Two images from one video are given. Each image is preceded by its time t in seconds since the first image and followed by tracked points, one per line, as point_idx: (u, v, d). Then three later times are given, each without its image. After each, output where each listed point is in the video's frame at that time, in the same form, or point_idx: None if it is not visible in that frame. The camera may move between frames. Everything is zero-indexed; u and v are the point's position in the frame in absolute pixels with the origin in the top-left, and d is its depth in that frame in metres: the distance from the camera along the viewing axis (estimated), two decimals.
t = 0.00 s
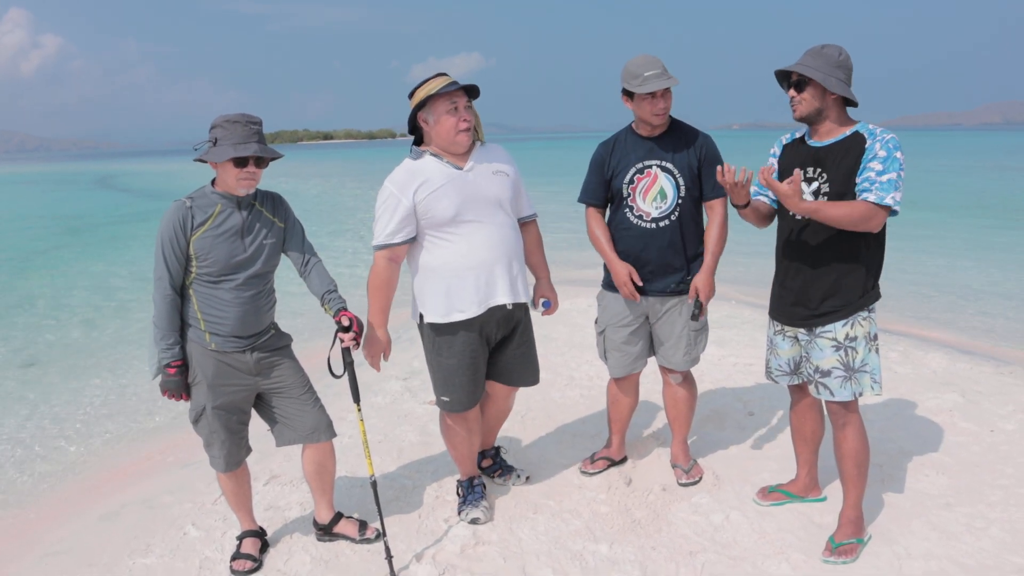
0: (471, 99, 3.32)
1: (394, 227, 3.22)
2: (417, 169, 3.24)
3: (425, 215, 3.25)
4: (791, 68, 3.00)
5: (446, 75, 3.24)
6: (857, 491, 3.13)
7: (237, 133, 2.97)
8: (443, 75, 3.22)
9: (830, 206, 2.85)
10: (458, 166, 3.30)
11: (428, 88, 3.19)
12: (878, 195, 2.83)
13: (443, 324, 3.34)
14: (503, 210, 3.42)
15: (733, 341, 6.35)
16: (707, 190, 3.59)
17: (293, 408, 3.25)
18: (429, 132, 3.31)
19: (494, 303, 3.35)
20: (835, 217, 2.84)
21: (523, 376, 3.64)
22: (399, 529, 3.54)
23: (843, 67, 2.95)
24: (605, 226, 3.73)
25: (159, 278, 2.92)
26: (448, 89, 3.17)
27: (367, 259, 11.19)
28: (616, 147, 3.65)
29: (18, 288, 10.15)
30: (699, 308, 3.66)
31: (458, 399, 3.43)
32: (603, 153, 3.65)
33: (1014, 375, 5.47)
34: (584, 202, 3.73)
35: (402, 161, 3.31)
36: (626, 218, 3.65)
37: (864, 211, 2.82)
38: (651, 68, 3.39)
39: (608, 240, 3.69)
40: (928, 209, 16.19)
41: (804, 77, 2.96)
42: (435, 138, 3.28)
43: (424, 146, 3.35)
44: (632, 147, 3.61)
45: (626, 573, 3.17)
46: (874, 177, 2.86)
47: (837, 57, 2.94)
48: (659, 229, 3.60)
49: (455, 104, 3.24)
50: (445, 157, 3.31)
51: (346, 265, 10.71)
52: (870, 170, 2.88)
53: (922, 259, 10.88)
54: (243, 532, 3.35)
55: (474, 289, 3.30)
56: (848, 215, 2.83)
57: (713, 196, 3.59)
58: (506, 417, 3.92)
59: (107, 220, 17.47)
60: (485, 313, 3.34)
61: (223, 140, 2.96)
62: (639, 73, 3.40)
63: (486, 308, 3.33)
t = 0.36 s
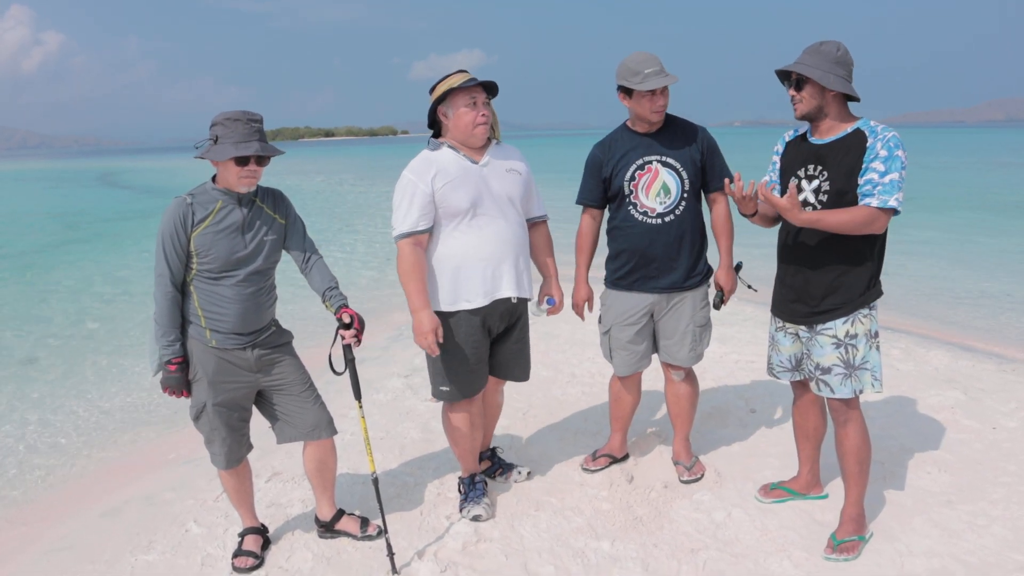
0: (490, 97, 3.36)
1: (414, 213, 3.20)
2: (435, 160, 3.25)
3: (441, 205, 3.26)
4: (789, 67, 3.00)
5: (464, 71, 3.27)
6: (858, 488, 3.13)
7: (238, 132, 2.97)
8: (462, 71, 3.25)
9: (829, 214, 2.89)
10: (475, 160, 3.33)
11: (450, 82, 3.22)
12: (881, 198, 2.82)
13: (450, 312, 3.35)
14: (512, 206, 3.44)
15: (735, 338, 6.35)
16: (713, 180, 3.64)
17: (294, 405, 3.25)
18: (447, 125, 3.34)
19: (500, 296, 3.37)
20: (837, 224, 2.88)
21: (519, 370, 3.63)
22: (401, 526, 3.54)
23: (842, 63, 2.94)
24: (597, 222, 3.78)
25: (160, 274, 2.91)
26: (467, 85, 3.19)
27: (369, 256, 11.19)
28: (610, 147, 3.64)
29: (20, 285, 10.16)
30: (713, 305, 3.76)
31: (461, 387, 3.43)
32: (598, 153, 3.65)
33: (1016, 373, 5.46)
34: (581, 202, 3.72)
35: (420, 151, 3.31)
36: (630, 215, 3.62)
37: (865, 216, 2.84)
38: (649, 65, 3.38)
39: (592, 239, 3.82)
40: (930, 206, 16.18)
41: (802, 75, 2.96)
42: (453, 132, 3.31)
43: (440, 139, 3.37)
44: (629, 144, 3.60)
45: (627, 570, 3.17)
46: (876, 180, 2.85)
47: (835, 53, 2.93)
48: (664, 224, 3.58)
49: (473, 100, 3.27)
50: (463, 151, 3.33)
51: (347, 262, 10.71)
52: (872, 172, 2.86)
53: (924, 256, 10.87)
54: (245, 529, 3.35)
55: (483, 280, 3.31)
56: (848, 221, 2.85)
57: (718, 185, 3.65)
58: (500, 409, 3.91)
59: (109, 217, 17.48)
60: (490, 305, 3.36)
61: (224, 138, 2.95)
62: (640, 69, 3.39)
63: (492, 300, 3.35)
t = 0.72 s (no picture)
0: (501, 99, 3.37)
1: (428, 209, 3.20)
2: (450, 158, 3.26)
3: (455, 202, 3.26)
4: (785, 68, 3.01)
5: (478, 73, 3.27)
6: (859, 487, 3.13)
7: (240, 134, 2.96)
8: (475, 73, 3.26)
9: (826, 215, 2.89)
10: (486, 160, 3.35)
11: (465, 83, 3.22)
12: (878, 199, 2.82)
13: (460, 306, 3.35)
14: (519, 205, 3.45)
15: (736, 338, 6.34)
16: (711, 179, 3.67)
17: (295, 404, 3.25)
18: (459, 125, 3.34)
19: (509, 292, 3.38)
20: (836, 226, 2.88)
21: (516, 364, 3.68)
22: (401, 525, 3.54)
23: (838, 62, 2.93)
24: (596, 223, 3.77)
25: (160, 274, 2.91)
26: (482, 87, 3.20)
27: (369, 256, 11.19)
28: (607, 146, 3.63)
29: (21, 285, 10.16)
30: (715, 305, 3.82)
31: (473, 382, 3.43)
32: (597, 154, 3.64)
33: (1017, 372, 5.46)
34: (581, 203, 3.73)
35: (431, 150, 3.32)
36: (632, 214, 3.62)
37: (861, 217, 2.84)
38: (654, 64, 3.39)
39: (592, 237, 3.80)
40: (930, 205, 16.18)
41: (798, 76, 2.97)
42: (465, 132, 3.32)
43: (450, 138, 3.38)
44: (629, 144, 3.59)
45: (628, 570, 3.17)
46: (874, 180, 2.84)
47: (830, 53, 2.92)
48: (667, 223, 3.58)
49: (486, 102, 3.28)
50: (475, 151, 3.35)
51: (348, 262, 10.70)
52: (869, 171, 2.86)
53: (925, 255, 10.85)
54: (245, 528, 3.35)
55: (493, 276, 3.32)
56: (845, 222, 2.85)
57: (716, 183, 3.68)
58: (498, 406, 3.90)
59: (109, 216, 17.48)
60: (500, 301, 3.37)
61: (226, 140, 2.95)
62: (644, 67, 3.39)
63: (501, 296, 3.36)
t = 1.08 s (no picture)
0: (503, 100, 3.38)
1: (428, 207, 3.20)
2: (451, 157, 3.26)
3: (455, 200, 3.26)
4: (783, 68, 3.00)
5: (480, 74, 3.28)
6: (860, 485, 3.13)
7: (243, 136, 2.96)
8: (478, 74, 3.26)
9: (831, 192, 2.82)
10: (488, 160, 3.35)
11: (468, 84, 3.23)
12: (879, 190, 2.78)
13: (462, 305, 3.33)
14: (519, 204, 3.45)
15: (736, 337, 6.34)
16: (711, 179, 3.68)
17: (294, 404, 3.25)
18: (461, 125, 3.35)
19: (511, 290, 3.38)
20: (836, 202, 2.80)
21: (515, 362, 3.68)
22: (402, 524, 3.55)
23: (835, 61, 2.92)
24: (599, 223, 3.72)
25: (161, 274, 2.91)
26: (484, 88, 3.21)
27: (370, 255, 11.19)
28: (612, 144, 3.62)
29: (22, 285, 10.16)
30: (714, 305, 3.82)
31: (474, 377, 3.42)
32: (601, 151, 3.61)
33: (1018, 371, 5.45)
34: (583, 200, 3.69)
35: (433, 149, 3.32)
36: (635, 213, 3.62)
37: (863, 204, 2.78)
38: (660, 66, 3.37)
39: (598, 233, 3.75)
40: (930, 204, 16.18)
41: (798, 76, 2.95)
42: (465, 132, 3.33)
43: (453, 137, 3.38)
44: (633, 143, 3.58)
45: (629, 569, 3.17)
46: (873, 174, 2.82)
47: (827, 52, 2.91)
48: (669, 222, 3.59)
49: (488, 103, 3.29)
50: (477, 150, 3.35)
51: (348, 262, 10.71)
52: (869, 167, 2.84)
53: (925, 254, 10.85)
54: (246, 528, 3.35)
55: (495, 274, 3.32)
56: (846, 203, 2.78)
57: (716, 183, 3.69)
58: (498, 405, 3.90)
59: (111, 216, 17.48)
60: (502, 298, 3.37)
61: (229, 141, 2.95)
62: (648, 69, 3.37)
63: (504, 293, 3.36)
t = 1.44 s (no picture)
0: (496, 99, 3.37)
1: (426, 207, 3.20)
2: (445, 157, 3.26)
3: (451, 199, 3.27)
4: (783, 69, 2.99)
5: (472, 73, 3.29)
6: (858, 484, 3.13)
7: (242, 137, 2.96)
8: (470, 73, 3.27)
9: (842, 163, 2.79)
10: (481, 159, 3.36)
11: (459, 84, 3.23)
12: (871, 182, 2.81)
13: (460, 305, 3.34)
14: (514, 204, 3.46)
15: (735, 337, 6.35)
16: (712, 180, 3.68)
17: (292, 403, 3.25)
18: (455, 125, 3.35)
19: (507, 290, 3.38)
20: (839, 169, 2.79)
21: (511, 361, 3.68)
22: (401, 524, 3.55)
23: (834, 61, 2.95)
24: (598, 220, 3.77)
25: (159, 274, 2.91)
26: (475, 86, 3.21)
27: (369, 255, 11.20)
28: (615, 143, 3.63)
29: (20, 285, 10.16)
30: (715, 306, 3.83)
31: (463, 384, 3.43)
32: (603, 150, 3.62)
33: (1015, 370, 5.47)
34: (584, 198, 3.71)
35: (429, 149, 3.32)
36: (635, 214, 3.62)
37: (856, 189, 2.77)
38: (658, 69, 3.36)
39: (594, 233, 3.80)
40: (928, 204, 16.20)
41: (800, 76, 2.94)
42: (458, 131, 3.33)
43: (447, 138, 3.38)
44: (634, 143, 3.59)
45: (628, 568, 3.18)
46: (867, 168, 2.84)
47: (825, 52, 2.94)
48: (669, 223, 3.59)
49: (481, 102, 3.28)
50: (470, 150, 3.36)
51: (347, 261, 10.71)
52: (863, 160, 2.86)
53: (923, 254, 10.86)
54: (245, 527, 3.36)
55: (491, 274, 3.32)
56: (847, 179, 2.77)
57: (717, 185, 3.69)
58: (497, 404, 3.90)
59: (109, 216, 17.46)
60: (497, 299, 3.37)
61: (228, 143, 2.95)
62: (646, 72, 3.38)
63: (499, 294, 3.37)
